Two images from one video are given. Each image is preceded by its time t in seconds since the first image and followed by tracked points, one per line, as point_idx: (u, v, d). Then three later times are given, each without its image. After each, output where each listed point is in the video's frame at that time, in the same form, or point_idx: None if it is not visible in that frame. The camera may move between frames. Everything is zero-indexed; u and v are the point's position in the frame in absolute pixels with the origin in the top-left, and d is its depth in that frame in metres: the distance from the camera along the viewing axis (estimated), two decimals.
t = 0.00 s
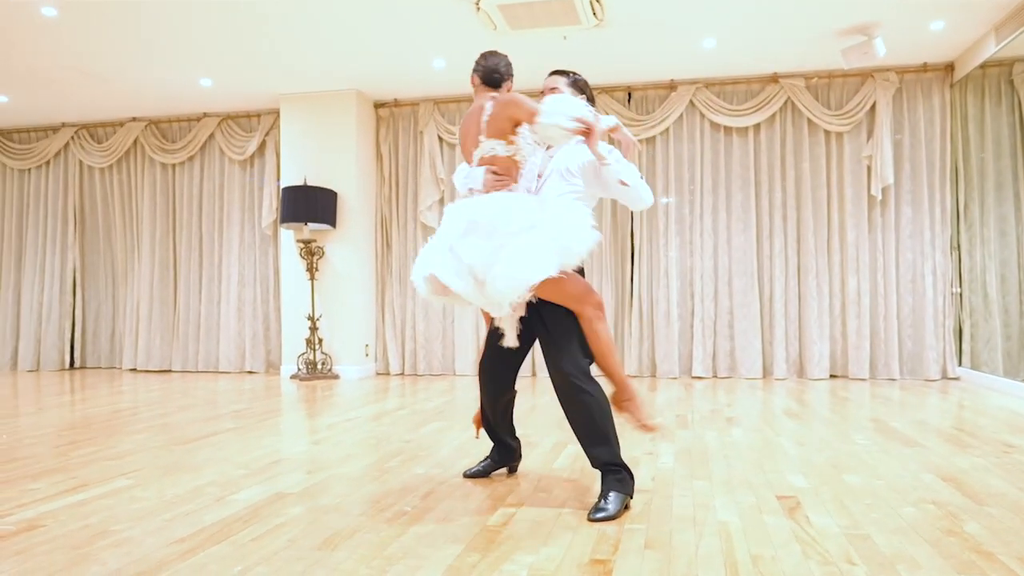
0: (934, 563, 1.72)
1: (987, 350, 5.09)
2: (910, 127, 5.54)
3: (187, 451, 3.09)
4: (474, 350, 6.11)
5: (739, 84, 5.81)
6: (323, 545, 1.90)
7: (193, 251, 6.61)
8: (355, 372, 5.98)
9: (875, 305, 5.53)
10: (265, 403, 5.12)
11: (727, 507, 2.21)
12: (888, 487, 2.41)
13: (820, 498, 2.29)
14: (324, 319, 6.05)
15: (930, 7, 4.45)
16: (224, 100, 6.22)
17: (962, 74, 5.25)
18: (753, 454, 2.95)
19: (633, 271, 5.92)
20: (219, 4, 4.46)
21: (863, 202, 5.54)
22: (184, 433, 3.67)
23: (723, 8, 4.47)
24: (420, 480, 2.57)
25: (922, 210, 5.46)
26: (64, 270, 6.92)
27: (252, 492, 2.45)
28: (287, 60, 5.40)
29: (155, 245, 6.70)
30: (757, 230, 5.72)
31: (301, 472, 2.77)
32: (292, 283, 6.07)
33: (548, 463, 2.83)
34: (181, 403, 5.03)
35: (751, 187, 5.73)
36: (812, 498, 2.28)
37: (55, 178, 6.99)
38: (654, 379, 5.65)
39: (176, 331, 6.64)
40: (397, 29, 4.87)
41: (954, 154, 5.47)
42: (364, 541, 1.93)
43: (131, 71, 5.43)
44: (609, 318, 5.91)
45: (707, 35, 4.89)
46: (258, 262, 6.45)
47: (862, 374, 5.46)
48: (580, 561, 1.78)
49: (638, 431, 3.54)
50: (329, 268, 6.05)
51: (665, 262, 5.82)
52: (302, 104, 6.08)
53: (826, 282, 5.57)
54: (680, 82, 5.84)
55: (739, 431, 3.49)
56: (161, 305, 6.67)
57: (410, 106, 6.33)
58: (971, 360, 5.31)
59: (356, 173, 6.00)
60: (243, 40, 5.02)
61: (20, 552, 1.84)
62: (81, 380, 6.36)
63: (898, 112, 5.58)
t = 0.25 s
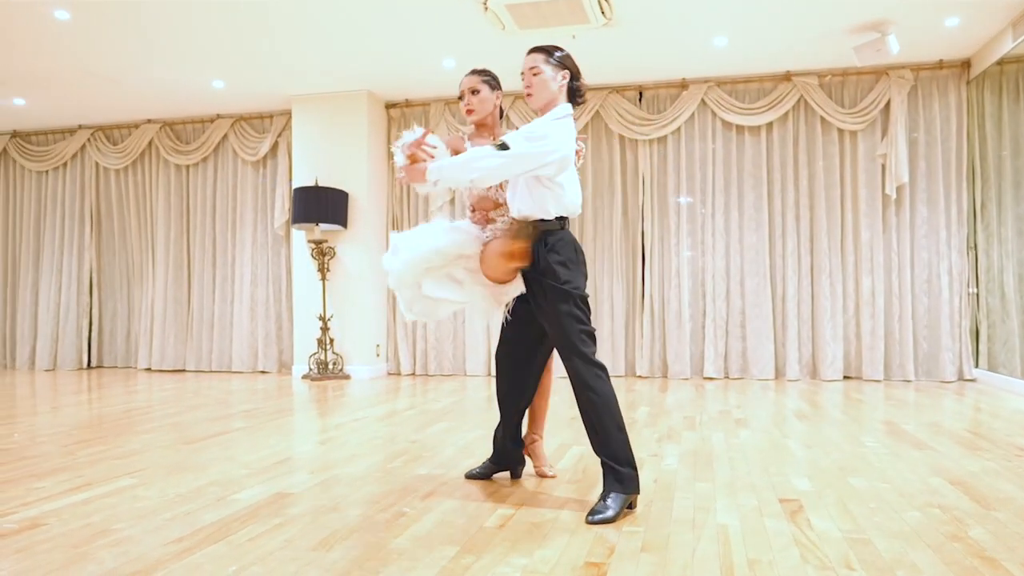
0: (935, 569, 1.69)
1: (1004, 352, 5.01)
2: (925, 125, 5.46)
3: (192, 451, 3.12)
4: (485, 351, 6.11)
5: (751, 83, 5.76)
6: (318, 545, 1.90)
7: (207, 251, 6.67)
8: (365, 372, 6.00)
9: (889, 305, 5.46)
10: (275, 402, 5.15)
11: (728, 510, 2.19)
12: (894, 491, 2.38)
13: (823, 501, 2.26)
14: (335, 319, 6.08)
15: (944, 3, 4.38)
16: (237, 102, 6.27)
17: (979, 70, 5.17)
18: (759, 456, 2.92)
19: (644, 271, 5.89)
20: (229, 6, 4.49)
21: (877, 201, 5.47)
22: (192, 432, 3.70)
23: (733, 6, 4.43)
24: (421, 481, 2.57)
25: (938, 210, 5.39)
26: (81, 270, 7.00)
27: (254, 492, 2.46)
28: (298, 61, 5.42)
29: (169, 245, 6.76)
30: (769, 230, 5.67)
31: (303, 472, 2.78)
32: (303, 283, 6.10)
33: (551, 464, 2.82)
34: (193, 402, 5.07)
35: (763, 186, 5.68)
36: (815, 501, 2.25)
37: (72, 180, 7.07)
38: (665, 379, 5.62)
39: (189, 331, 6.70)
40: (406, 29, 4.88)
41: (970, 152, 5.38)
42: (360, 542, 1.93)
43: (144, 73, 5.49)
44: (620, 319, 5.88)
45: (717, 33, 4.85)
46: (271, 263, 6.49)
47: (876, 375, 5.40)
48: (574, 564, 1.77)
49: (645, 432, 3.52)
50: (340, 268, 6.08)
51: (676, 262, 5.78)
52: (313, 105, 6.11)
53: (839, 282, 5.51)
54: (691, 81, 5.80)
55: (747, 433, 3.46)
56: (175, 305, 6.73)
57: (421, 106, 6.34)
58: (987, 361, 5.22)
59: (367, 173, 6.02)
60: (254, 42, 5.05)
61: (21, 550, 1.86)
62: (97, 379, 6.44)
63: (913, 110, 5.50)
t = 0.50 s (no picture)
0: None
1: None
2: (945, 123, 5.37)
3: (201, 452, 3.14)
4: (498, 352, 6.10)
5: (766, 82, 5.70)
6: (315, 549, 1.90)
7: (224, 253, 6.73)
8: (379, 374, 6.02)
9: (908, 307, 5.38)
10: (288, 403, 5.18)
11: (730, 516, 2.16)
12: (902, 498, 2.33)
13: (829, 508, 2.22)
14: (349, 320, 6.11)
15: None
16: (252, 104, 6.32)
17: (999, 68, 5.08)
18: (768, 460, 2.88)
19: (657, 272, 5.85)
20: (241, 9, 4.52)
21: (895, 201, 5.38)
22: (203, 433, 3.73)
23: (745, 4, 4.39)
24: (424, 485, 2.57)
25: (957, 209, 5.30)
26: (101, 271, 7.09)
27: (257, 494, 2.48)
28: (311, 64, 5.45)
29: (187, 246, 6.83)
30: (785, 231, 5.61)
31: (309, 474, 2.79)
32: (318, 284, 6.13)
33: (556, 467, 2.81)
34: (206, 403, 5.11)
35: (779, 187, 5.62)
36: (821, 508, 2.21)
37: (92, 182, 7.17)
38: (679, 381, 5.58)
39: (206, 332, 6.76)
40: (417, 31, 4.89)
41: (992, 150, 5.29)
42: (357, 546, 1.92)
43: (160, 77, 5.55)
44: (634, 320, 5.85)
45: (730, 32, 4.81)
46: (286, 264, 6.54)
47: (894, 378, 5.32)
48: (569, 570, 1.75)
49: (653, 435, 3.49)
50: (354, 269, 6.10)
51: (690, 263, 5.74)
52: (327, 107, 6.14)
53: (856, 283, 5.44)
54: (705, 80, 5.75)
55: (757, 436, 3.42)
56: (193, 305, 6.80)
57: (435, 107, 6.34)
58: (1009, 364, 5.12)
59: (380, 175, 6.03)
60: (267, 45, 5.08)
61: (24, 551, 1.89)
62: (116, 379, 6.52)
63: (932, 108, 5.42)
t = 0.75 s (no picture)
0: None
1: None
2: (962, 121, 5.29)
3: (208, 453, 3.16)
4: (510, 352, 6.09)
5: (780, 80, 5.64)
6: (314, 551, 1.90)
7: (238, 254, 6.78)
8: (391, 374, 6.03)
9: (924, 307, 5.31)
10: (300, 403, 5.21)
11: (733, 521, 2.13)
12: (911, 503, 2.29)
13: (836, 513, 2.19)
14: (361, 320, 6.13)
15: None
16: (265, 106, 6.35)
17: (1018, 64, 4.99)
18: (776, 464, 2.85)
19: (670, 273, 5.81)
20: (252, 12, 4.54)
21: (911, 201, 5.31)
22: (213, 433, 3.75)
23: (757, 2, 4.34)
24: (428, 487, 2.57)
25: (975, 209, 5.22)
26: (118, 272, 7.17)
27: (261, 495, 2.48)
28: (322, 65, 5.47)
29: (202, 247, 6.89)
30: (799, 231, 5.56)
31: (314, 475, 2.80)
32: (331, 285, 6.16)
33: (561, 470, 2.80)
34: (218, 403, 5.15)
35: (793, 186, 5.57)
36: (827, 513, 2.18)
37: (109, 184, 7.25)
38: (691, 383, 5.54)
39: (221, 332, 6.82)
40: (427, 32, 4.88)
41: (1011, 149, 5.20)
42: (356, 548, 1.92)
43: (174, 79, 5.59)
44: (646, 321, 5.82)
45: (743, 30, 4.76)
46: (299, 265, 6.57)
47: (910, 380, 5.25)
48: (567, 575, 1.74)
49: (662, 437, 3.47)
50: (366, 270, 6.12)
51: (702, 263, 5.70)
52: (339, 107, 6.16)
53: (871, 284, 5.37)
54: (718, 79, 5.71)
55: (767, 439, 3.39)
56: (207, 306, 6.85)
57: (447, 108, 6.34)
58: None
59: (392, 176, 6.04)
60: (278, 47, 5.11)
61: (27, 551, 1.90)
62: (132, 378, 6.59)
63: (950, 106, 5.34)
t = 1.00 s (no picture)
0: None
1: None
2: (983, 119, 5.19)
3: (216, 453, 3.18)
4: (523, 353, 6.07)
5: (796, 78, 5.58)
6: (313, 553, 1.89)
7: (253, 254, 6.82)
8: (403, 374, 6.04)
9: (943, 308, 5.22)
10: (312, 403, 5.23)
11: (738, 525, 2.10)
12: (921, 509, 2.25)
13: (842, 518, 2.15)
14: (375, 320, 6.14)
15: None
16: (280, 107, 6.39)
17: None
18: (784, 467, 2.81)
19: (684, 273, 5.77)
20: (263, 13, 4.56)
21: (929, 200, 5.23)
22: (223, 433, 3.78)
23: None
24: (431, 489, 2.56)
25: (995, 207, 5.13)
26: (135, 272, 7.25)
27: (264, 496, 2.49)
28: (335, 66, 5.48)
29: (217, 248, 6.95)
30: (815, 231, 5.49)
31: (319, 476, 2.80)
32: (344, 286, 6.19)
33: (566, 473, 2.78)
34: (232, 402, 5.18)
35: (808, 185, 5.50)
36: (834, 518, 2.15)
37: (127, 185, 7.34)
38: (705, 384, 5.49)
39: (236, 331, 6.86)
40: (438, 32, 4.88)
41: None
42: (355, 550, 1.91)
43: (189, 80, 5.64)
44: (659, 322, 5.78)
45: (756, 28, 4.71)
46: (313, 265, 6.60)
47: (928, 382, 5.17)
48: None
49: (670, 439, 3.44)
50: (379, 270, 6.14)
51: (717, 263, 5.65)
52: (353, 108, 6.18)
53: (888, 284, 5.29)
54: (733, 77, 5.65)
55: (777, 442, 3.35)
56: (223, 305, 6.90)
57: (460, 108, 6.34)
58: None
59: (405, 176, 6.05)
60: (290, 48, 5.13)
61: (30, 551, 1.92)
62: (149, 377, 6.66)
63: (969, 103, 5.25)
